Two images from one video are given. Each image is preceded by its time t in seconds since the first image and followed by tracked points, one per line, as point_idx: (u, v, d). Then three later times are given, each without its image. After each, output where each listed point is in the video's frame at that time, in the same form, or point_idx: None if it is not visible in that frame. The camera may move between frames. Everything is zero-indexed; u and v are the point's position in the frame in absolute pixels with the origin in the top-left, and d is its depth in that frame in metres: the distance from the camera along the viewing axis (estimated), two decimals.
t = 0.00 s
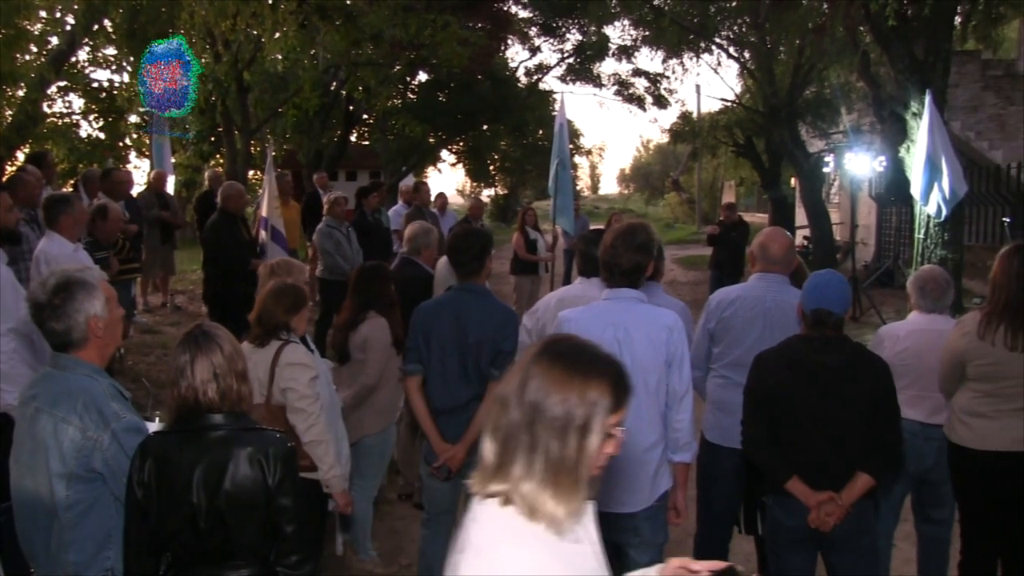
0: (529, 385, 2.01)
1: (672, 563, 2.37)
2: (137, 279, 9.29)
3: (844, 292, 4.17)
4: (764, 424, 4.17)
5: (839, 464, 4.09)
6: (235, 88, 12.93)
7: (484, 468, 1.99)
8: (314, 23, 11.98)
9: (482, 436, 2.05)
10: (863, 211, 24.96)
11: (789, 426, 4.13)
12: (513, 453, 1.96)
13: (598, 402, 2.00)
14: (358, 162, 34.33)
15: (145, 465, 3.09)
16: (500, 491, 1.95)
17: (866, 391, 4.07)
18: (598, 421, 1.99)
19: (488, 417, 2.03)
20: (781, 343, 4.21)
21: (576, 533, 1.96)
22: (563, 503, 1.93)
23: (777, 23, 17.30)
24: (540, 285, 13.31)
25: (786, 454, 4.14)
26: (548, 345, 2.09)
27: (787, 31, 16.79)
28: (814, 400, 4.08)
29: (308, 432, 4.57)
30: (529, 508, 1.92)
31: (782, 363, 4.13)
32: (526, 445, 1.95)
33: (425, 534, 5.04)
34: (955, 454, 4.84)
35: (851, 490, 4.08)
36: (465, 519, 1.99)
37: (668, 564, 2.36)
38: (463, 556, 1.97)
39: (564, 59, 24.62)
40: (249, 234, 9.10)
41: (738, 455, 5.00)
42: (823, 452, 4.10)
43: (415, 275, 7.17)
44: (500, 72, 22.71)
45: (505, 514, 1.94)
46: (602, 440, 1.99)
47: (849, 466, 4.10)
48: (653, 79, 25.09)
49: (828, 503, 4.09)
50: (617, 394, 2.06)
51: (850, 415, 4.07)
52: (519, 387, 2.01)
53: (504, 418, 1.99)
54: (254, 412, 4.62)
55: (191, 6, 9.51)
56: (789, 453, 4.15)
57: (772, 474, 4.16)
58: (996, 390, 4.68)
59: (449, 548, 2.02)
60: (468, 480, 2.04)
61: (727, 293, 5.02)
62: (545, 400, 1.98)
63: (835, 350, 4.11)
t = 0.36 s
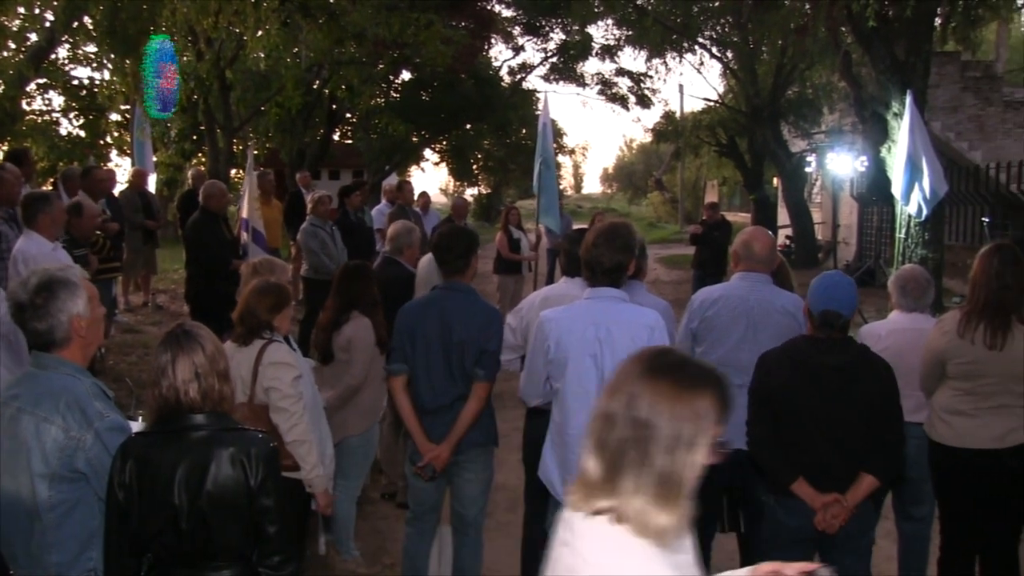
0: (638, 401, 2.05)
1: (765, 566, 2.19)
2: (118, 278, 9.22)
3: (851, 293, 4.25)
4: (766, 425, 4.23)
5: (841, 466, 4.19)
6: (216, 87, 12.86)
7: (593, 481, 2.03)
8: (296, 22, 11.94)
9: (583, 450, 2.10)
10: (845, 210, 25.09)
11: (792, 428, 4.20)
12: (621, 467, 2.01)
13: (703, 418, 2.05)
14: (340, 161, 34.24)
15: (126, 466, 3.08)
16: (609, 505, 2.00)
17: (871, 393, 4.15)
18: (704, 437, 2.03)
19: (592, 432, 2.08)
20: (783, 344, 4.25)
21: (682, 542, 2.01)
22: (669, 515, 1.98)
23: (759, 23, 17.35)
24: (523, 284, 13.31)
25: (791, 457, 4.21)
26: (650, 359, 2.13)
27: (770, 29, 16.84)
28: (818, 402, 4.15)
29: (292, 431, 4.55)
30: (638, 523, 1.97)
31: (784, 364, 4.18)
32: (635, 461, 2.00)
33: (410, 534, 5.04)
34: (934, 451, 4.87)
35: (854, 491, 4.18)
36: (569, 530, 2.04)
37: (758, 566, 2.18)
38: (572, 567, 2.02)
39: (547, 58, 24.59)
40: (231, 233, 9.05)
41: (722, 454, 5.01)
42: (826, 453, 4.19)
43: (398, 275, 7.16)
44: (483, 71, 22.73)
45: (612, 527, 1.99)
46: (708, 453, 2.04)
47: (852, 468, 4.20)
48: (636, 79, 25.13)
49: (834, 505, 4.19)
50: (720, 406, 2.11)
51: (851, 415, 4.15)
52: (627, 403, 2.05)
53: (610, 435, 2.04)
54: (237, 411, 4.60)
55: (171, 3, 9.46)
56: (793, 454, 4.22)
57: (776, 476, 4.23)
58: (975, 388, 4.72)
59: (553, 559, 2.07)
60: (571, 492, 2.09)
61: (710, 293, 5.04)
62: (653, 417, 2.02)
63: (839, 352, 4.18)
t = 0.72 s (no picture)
0: (748, 392, 2.07)
1: (835, 547, 2.33)
2: (97, 276, 9.17)
3: (850, 291, 4.28)
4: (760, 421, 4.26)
5: (836, 462, 4.22)
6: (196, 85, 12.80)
7: (704, 473, 2.04)
8: (277, 18, 11.90)
9: (682, 446, 2.11)
10: (825, 208, 25.22)
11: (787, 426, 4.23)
12: (738, 459, 2.02)
13: (816, 409, 2.07)
14: (321, 159, 34.15)
15: (105, 466, 3.07)
16: (721, 496, 2.01)
17: (870, 391, 4.19)
18: (817, 430, 2.06)
19: (700, 424, 2.09)
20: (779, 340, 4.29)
21: (790, 535, 2.04)
22: (786, 506, 2.00)
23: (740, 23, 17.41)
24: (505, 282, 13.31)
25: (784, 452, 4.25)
26: (753, 352, 2.16)
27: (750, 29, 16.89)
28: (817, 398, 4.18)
29: (272, 430, 4.54)
30: (756, 513, 1.98)
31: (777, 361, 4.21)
32: (750, 451, 2.02)
33: (391, 533, 5.03)
34: (912, 448, 4.92)
35: (849, 488, 4.21)
36: (674, 524, 2.03)
37: (830, 552, 2.31)
38: (680, 562, 2.00)
39: (529, 56, 24.56)
40: (211, 230, 9.01)
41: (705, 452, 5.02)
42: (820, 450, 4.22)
43: (378, 274, 7.15)
44: (465, 70, 22.74)
45: (729, 521, 1.99)
46: (819, 446, 2.07)
47: (848, 464, 4.22)
48: (618, 77, 25.17)
49: (831, 498, 4.21)
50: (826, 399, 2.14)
51: (851, 413, 4.20)
52: (737, 395, 2.08)
53: (722, 425, 2.06)
54: (217, 410, 4.60)
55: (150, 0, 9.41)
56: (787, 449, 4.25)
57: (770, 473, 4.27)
58: (953, 385, 4.75)
59: (652, 556, 2.05)
60: (669, 487, 2.10)
61: (691, 291, 5.06)
62: (766, 409, 2.05)
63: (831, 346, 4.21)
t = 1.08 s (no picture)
0: (811, 393, 2.17)
1: (875, 544, 2.53)
2: (74, 274, 9.08)
3: (838, 290, 4.31)
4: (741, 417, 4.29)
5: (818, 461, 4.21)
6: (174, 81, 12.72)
7: (768, 468, 2.11)
8: (256, 15, 11.85)
9: (742, 445, 2.19)
10: (804, 207, 25.34)
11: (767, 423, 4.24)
12: (800, 454, 2.10)
13: (875, 411, 2.17)
14: (301, 157, 34.03)
15: (81, 466, 3.04)
16: (783, 489, 2.08)
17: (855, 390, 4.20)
18: (874, 431, 2.16)
19: (762, 422, 2.17)
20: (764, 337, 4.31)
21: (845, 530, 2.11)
22: (847, 501, 2.07)
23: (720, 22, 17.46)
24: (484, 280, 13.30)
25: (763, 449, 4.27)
26: (813, 353, 2.25)
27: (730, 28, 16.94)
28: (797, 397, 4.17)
29: (249, 429, 4.50)
30: (819, 507, 2.06)
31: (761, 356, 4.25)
32: (813, 447, 2.11)
33: (369, 533, 5.02)
34: (887, 445, 4.94)
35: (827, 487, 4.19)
36: (734, 518, 2.09)
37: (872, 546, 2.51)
38: (741, 555, 2.04)
39: (510, 54, 24.56)
40: (190, 228, 8.96)
41: (684, 450, 5.02)
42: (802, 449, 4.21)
43: (358, 272, 7.13)
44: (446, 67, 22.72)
45: (792, 516, 2.06)
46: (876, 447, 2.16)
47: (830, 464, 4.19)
48: (598, 76, 25.21)
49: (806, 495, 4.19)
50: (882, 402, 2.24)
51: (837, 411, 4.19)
52: (801, 394, 2.17)
53: (785, 423, 2.14)
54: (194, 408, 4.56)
55: None
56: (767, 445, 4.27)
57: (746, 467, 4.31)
58: (930, 382, 4.77)
59: (710, 550, 2.09)
60: (729, 480, 2.16)
61: (671, 290, 5.08)
62: (828, 409, 2.14)
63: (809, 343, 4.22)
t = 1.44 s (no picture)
0: (861, 383, 2.32)
1: (930, 528, 2.58)
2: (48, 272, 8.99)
3: (810, 290, 4.35)
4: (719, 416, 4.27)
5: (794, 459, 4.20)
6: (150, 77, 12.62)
7: (824, 456, 2.27)
8: (234, 12, 11.77)
9: (799, 435, 2.34)
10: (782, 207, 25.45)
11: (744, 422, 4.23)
12: (854, 437, 2.26)
13: (922, 396, 2.33)
14: (278, 153, 33.85)
15: (54, 467, 3.00)
16: (840, 471, 2.24)
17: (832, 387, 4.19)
18: (922, 414, 2.32)
19: (817, 414, 2.33)
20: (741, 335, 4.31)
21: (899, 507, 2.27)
22: (898, 479, 2.23)
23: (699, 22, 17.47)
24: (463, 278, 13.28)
25: (739, 448, 4.26)
26: (856, 347, 2.41)
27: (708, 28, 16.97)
28: (773, 396, 4.16)
29: (223, 428, 4.47)
30: (873, 487, 2.22)
31: (741, 355, 4.22)
32: (866, 432, 2.26)
33: (347, 532, 5.00)
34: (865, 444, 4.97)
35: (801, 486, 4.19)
36: (796, 502, 2.25)
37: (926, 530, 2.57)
38: (805, 537, 2.19)
39: (489, 52, 24.53)
40: (167, 224, 8.90)
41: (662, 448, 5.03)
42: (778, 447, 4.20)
43: (335, 270, 7.10)
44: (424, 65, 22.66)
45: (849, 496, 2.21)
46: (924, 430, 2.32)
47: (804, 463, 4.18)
48: (577, 74, 25.22)
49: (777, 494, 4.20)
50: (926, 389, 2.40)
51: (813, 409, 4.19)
52: (852, 386, 2.32)
53: (837, 413, 2.30)
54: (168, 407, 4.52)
55: None
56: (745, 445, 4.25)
57: (721, 467, 4.29)
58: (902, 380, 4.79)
59: (779, 537, 2.24)
60: (788, 469, 2.32)
61: (650, 289, 5.08)
62: (878, 398, 2.30)
63: (786, 340, 4.23)
